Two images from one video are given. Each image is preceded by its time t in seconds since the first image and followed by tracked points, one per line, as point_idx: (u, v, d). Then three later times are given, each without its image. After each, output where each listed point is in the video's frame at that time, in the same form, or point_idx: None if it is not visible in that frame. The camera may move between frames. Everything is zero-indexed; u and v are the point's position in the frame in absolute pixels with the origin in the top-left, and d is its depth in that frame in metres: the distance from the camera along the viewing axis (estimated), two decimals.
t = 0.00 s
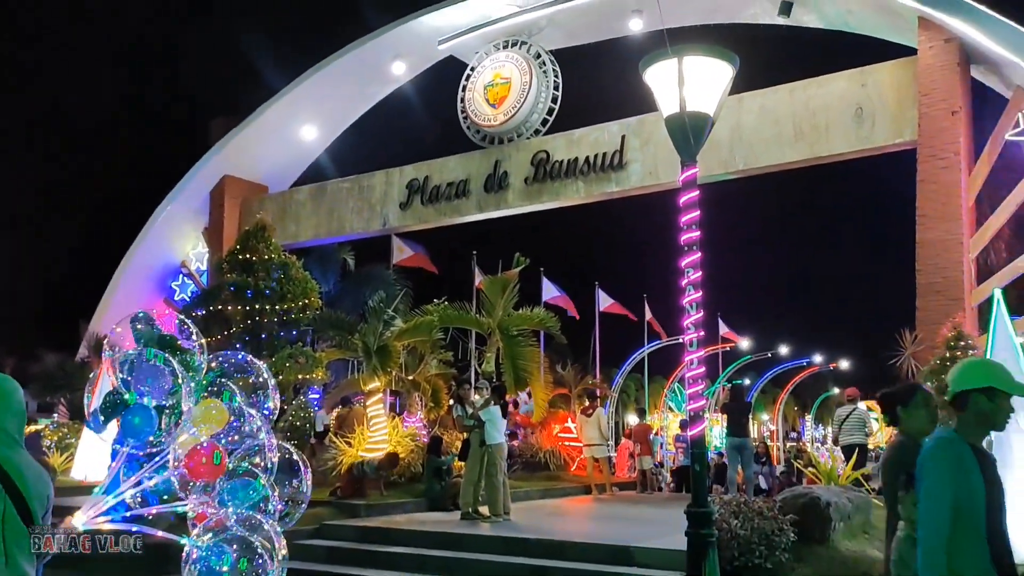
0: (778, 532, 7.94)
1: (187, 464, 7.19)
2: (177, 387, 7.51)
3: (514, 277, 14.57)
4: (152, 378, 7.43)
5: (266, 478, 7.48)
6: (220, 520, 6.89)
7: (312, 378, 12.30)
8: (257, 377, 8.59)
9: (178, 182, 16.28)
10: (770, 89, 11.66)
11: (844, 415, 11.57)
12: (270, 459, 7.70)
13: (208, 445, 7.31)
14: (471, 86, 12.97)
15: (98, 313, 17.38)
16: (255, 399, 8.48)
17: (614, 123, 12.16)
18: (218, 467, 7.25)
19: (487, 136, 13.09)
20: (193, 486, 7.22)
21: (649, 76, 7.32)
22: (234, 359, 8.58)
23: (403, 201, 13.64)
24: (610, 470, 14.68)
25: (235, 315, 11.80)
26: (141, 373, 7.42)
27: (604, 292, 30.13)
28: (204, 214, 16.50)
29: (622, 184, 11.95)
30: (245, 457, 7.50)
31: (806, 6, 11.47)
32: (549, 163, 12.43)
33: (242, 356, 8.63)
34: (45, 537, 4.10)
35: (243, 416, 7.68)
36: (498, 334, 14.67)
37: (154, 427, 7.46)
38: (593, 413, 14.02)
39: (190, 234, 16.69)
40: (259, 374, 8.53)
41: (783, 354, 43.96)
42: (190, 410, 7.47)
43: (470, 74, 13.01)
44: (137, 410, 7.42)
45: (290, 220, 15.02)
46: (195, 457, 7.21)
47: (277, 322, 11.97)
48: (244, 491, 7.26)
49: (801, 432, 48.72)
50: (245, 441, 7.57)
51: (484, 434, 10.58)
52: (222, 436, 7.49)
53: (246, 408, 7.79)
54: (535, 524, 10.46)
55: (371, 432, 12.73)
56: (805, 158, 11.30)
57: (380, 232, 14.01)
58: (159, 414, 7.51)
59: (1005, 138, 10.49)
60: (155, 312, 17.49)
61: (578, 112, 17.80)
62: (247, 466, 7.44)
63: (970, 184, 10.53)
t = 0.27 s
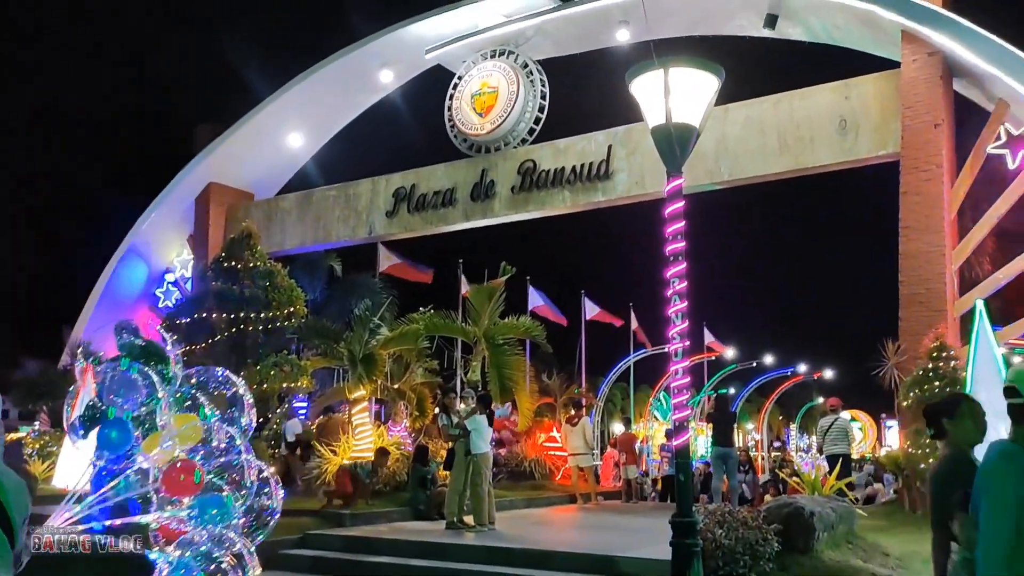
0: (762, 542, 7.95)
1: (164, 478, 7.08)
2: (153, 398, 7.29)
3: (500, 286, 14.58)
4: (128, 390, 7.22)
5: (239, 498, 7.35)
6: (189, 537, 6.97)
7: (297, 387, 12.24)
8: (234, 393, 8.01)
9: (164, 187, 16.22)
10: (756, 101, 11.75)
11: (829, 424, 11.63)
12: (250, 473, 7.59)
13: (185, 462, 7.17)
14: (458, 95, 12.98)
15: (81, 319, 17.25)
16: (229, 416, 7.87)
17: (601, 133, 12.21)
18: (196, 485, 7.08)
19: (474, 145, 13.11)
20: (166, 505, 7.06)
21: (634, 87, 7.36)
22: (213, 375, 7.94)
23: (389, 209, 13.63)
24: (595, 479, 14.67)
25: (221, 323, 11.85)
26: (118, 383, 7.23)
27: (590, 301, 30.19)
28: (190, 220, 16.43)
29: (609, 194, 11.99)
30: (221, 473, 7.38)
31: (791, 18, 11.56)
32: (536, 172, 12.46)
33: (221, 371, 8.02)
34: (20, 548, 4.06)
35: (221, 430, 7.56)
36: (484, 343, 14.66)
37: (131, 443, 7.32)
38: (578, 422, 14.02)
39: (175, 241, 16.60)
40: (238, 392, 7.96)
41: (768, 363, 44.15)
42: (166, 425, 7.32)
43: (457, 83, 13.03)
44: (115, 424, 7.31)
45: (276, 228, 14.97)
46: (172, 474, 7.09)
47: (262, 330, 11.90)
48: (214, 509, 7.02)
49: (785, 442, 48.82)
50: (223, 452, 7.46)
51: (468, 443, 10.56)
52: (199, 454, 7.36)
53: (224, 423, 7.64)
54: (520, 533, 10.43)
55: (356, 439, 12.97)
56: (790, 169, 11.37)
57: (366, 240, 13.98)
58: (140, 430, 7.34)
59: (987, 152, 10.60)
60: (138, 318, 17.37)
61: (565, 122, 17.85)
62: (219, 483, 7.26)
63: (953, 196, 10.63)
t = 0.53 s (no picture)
0: (747, 551, 7.95)
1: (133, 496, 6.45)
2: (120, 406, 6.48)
3: (486, 295, 14.58)
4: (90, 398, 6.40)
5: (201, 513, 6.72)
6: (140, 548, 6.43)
7: (282, 394, 12.20)
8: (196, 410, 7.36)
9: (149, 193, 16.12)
10: (742, 111, 11.82)
11: (814, 433, 11.67)
12: (219, 487, 6.93)
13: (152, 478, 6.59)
14: (445, 103, 12.98)
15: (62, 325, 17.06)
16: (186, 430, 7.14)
17: (588, 142, 12.25)
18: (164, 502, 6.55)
19: (461, 153, 13.11)
20: (121, 514, 6.37)
21: (622, 95, 7.38)
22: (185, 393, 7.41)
23: (376, 217, 13.61)
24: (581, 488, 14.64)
25: (206, 329, 11.80)
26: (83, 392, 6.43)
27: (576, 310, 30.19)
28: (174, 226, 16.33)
29: (596, 203, 12.01)
30: (187, 482, 6.75)
31: (777, 29, 11.65)
32: (523, 181, 12.48)
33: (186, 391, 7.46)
34: None
35: (186, 442, 6.97)
36: (470, 350, 14.65)
37: (99, 454, 6.31)
38: (564, 431, 14.01)
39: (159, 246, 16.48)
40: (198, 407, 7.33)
41: (753, 372, 44.27)
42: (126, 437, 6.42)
43: (444, 90, 13.03)
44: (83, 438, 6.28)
45: (262, 234, 14.91)
46: (139, 492, 6.49)
47: (247, 337, 11.83)
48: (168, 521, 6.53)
49: (769, 451, 48.99)
50: (190, 460, 6.84)
51: (454, 451, 10.54)
52: (160, 467, 6.70)
53: (192, 435, 7.10)
54: (505, 542, 10.39)
55: (341, 448, 12.79)
56: (775, 179, 11.43)
57: (352, 247, 13.95)
58: (107, 440, 6.35)
59: (969, 164, 10.71)
60: (121, 324, 17.21)
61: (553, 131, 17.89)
62: (185, 490, 6.70)
63: (936, 208, 10.72)
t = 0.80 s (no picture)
0: (732, 557, 7.93)
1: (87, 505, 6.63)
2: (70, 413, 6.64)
3: (473, 300, 14.56)
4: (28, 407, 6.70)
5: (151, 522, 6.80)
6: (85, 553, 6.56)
7: (266, 399, 12.14)
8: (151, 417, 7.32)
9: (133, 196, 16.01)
10: (728, 118, 11.87)
11: (802, 439, 11.68)
12: (175, 498, 7.12)
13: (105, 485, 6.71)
14: (433, 107, 12.97)
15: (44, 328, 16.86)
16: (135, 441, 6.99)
17: (575, 148, 12.26)
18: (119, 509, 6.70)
19: (449, 158, 13.09)
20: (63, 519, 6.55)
21: (610, 101, 7.39)
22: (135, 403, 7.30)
23: (362, 221, 13.57)
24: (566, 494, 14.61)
25: (189, 332, 11.62)
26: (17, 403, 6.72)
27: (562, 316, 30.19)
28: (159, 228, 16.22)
29: (583, 209, 12.03)
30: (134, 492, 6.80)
31: (763, 37, 11.70)
32: (511, 186, 12.48)
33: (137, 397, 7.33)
34: None
35: (129, 454, 6.90)
36: (456, 356, 14.64)
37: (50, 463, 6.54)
38: (550, 436, 14.00)
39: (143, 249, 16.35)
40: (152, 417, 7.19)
41: (738, 380, 44.39)
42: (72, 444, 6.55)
43: (432, 95, 13.02)
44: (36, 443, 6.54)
45: (247, 237, 14.84)
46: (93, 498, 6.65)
47: (231, 341, 11.73)
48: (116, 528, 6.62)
49: (754, 457, 49.16)
50: (139, 471, 6.88)
51: (439, 457, 10.52)
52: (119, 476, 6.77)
53: (130, 447, 6.92)
54: (490, 548, 10.36)
55: (325, 453, 12.89)
56: (761, 186, 11.48)
57: (338, 251, 13.90)
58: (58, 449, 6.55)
59: (953, 173, 10.81)
60: (104, 327, 17.04)
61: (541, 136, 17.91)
62: (141, 498, 6.80)
63: (920, 216, 10.81)
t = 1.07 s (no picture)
0: (719, 562, 7.95)
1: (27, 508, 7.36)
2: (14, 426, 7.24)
3: (461, 303, 14.56)
4: None
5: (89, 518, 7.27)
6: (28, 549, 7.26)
7: (253, 402, 12.09)
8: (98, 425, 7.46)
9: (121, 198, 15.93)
10: (717, 123, 11.91)
11: (791, 444, 11.72)
12: (115, 504, 6.93)
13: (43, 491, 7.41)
14: (422, 111, 12.96)
15: (29, 330, 16.72)
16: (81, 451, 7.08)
17: (565, 152, 12.28)
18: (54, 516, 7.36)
19: (438, 161, 13.08)
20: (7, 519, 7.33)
21: (598, 105, 7.40)
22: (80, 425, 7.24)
23: (351, 224, 13.54)
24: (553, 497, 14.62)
25: (176, 334, 11.53)
26: None
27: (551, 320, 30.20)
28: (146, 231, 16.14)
29: (572, 213, 12.03)
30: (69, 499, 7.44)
31: (752, 43, 11.74)
32: (500, 189, 12.48)
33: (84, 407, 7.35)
34: None
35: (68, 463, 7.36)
36: (444, 359, 14.63)
37: None
38: (538, 439, 14.04)
39: (131, 251, 16.27)
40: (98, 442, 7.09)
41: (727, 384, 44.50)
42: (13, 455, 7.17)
43: (422, 98, 13.01)
44: None
45: (235, 239, 14.78)
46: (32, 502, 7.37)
47: (218, 343, 11.68)
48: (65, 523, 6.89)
49: (742, 461, 49.27)
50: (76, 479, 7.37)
51: (427, 460, 10.52)
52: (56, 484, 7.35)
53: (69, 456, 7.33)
54: (478, 552, 10.33)
55: (312, 456, 12.91)
56: (750, 191, 11.51)
57: (327, 254, 13.87)
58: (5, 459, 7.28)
59: (940, 179, 10.88)
60: (90, 329, 16.91)
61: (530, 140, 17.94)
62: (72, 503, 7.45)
63: (907, 222, 10.86)
